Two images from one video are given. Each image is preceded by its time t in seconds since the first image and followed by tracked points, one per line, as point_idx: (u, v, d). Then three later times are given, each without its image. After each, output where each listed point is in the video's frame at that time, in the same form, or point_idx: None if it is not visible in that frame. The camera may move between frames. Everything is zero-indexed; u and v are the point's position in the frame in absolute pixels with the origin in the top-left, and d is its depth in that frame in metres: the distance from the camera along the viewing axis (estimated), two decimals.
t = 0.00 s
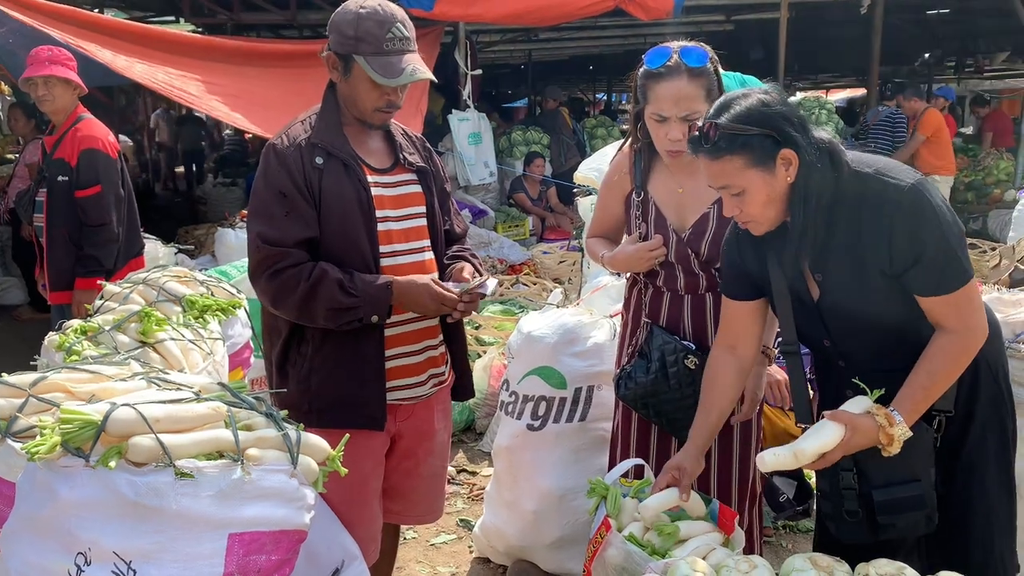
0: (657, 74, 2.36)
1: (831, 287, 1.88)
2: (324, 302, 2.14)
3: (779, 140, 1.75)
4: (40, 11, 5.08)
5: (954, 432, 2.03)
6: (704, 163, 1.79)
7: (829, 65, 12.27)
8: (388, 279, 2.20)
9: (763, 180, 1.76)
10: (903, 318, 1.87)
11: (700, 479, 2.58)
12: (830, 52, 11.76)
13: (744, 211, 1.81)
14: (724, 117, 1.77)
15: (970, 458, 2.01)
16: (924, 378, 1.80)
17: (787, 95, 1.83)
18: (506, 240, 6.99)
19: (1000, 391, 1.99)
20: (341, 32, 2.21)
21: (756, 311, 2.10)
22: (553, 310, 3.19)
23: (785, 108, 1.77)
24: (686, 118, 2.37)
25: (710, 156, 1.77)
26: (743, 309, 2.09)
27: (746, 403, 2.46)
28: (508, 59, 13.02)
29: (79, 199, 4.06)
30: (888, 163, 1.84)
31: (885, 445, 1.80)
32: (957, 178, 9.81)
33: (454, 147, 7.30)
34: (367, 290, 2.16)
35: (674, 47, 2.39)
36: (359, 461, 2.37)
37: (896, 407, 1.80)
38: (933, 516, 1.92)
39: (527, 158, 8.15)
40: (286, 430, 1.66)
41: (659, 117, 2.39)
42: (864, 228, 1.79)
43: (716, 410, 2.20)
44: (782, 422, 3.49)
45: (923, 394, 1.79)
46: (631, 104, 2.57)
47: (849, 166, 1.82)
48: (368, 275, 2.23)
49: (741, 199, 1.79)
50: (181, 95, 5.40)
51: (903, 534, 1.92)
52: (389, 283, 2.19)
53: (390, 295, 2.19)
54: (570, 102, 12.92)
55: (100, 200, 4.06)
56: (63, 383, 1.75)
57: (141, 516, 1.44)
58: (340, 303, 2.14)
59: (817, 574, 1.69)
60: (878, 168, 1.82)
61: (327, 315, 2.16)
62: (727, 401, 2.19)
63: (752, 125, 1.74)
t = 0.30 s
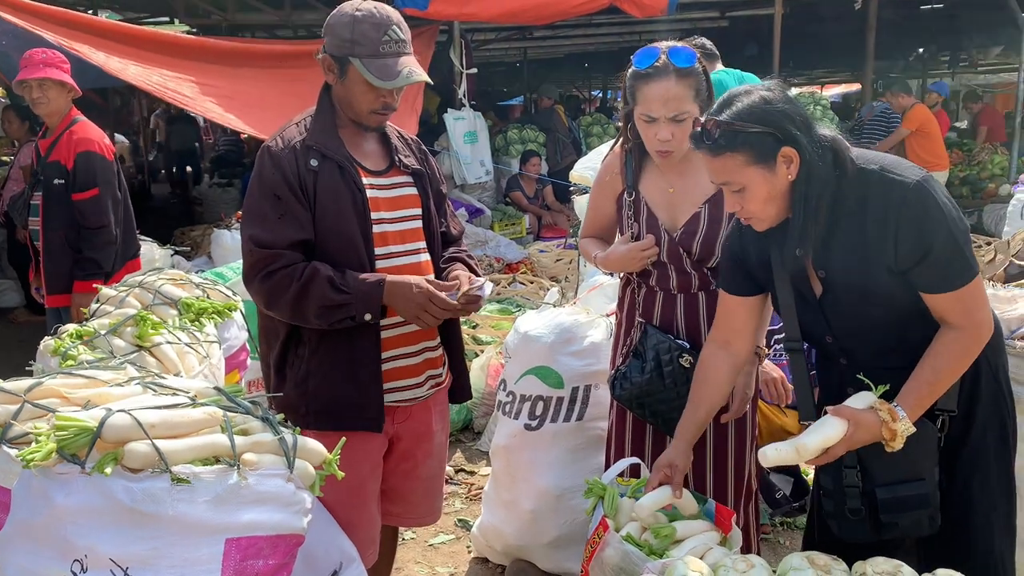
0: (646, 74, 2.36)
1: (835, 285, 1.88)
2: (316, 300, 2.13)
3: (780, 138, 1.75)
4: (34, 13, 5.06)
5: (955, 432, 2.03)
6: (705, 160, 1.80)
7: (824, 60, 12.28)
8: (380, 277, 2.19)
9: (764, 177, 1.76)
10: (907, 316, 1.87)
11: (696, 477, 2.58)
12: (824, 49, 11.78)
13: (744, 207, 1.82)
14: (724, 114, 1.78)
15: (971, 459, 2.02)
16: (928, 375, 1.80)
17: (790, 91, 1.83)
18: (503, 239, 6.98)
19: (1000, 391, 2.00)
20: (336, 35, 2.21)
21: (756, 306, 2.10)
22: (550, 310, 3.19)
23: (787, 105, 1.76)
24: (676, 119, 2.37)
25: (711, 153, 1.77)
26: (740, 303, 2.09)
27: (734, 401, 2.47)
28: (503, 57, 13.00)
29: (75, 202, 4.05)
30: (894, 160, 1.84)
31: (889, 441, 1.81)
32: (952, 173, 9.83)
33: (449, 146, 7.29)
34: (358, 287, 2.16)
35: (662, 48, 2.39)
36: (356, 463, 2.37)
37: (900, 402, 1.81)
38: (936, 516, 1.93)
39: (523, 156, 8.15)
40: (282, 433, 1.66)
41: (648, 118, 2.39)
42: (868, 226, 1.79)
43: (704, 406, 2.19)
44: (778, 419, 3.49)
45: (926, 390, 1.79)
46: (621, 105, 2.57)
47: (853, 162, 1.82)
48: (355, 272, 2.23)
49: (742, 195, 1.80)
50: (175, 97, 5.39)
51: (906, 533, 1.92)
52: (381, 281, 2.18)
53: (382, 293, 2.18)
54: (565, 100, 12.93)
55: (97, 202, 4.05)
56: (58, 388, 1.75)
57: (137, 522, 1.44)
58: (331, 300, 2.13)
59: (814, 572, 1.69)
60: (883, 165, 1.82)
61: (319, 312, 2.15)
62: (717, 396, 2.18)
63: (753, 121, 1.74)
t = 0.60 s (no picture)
0: (635, 77, 2.37)
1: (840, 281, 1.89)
2: (318, 303, 2.13)
3: (790, 131, 1.76)
4: (26, 17, 5.04)
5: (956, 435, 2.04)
6: (715, 149, 1.82)
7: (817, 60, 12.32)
8: (381, 277, 2.19)
9: (772, 168, 1.77)
10: (911, 314, 1.87)
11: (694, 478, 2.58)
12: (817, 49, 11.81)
13: (754, 198, 1.83)
14: (735, 104, 1.79)
15: (972, 462, 2.03)
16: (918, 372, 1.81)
17: (803, 85, 1.83)
18: (498, 240, 6.97)
19: (1004, 395, 2.01)
20: (332, 37, 2.21)
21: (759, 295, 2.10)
22: (546, 311, 3.20)
23: (799, 98, 1.77)
24: (665, 121, 2.37)
25: (721, 143, 1.79)
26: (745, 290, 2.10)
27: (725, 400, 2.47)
28: (497, 58, 13.01)
29: (70, 205, 4.04)
30: (904, 158, 1.84)
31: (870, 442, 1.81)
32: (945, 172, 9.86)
33: (444, 148, 7.29)
34: (360, 289, 2.16)
35: (651, 50, 2.39)
36: (354, 465, 2.37)
37: (883, 404, 1.82)
38: (930, 519, 1.93)
39: (517, 158, 8.15)
40: (279, 437, 1.66)
41: (637, 120, 2.40)
42: (871, 222, 1.80)
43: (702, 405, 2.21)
44: (774, 418, 3.49)
45: (912, 394, 1.81)
46: (610, 107, 2.57)
47: (862, 158, 1.83)
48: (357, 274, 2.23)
49: (749, 186, 1.81)
50: (169, 100, 5.38)
51: (900, 533, 1.93)
52: (382, 281, 2.18)
53: (384, 293, 2.17)
54: (559, 101, 12.94)
55: (91, 206, 4.04)
56: (54, 393, 1.75)
57: (135, 526, 1.44)
58: (334, 303, 2.13)
59: (811, 571, 1.70)
60: (893, 163, 1.82)
61: (322, 315, 2.15)
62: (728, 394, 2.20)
63: (763, 112, 1.75)
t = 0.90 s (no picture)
0: (627, 81, 2.37)
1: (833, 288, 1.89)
2: (312, 310, 2.13)
3: (791, 135, 1.77)
4: (19, 22, 5.03)
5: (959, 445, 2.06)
6: (715, 153, 1.83)
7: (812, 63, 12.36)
8: (375, 283, 2.19)
9: (772, 172, 1.79)
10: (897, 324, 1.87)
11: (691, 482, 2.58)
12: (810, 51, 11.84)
13: (753, 202, 1.85)
14: (735, 108, 1.80)
15: (978, 470, 2.03)
16: (883, 379, 1.81)
17: (803, 89, 1.84)
18: (494, 244, 6.97)
19: (1009, 402, 2.02)
20: (328, 43, 2.21)
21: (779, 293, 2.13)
22: (541, 315, 3.19)
23: (799, 102, 1.78)
24: (658, 125, 2.37)
25: (720, 147, 1.80)
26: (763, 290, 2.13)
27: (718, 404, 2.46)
28: (492, 62, 13.03)
29: (63, 211, 4.02)
30: (899, 166, 1.83)
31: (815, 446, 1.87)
32: (939, 174, 9.89)
33: (439, 152, 7.29)
34: (354, 295, 2.15)
35: (643, 54, 2.39)
36: (352, 470, 2.36)
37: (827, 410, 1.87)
38: (931, 528, 1.91)
39: (512, 162, 8.16)
40: (275, 444, 1.66)
41: (630, 125, 2.40)
42: (857, 229, 1.79)
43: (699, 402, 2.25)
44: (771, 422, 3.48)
45: (859, 406, 1.84)
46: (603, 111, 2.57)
47: (858, 164, 1.83)
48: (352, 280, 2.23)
49: (750, 190, 1.83)
50: (164, 106, 5.37)
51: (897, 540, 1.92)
52: (376, 288, 2.18)
53: (378, 299, 2.17)
54: (553, 105, 12.95)
55: (85, 211, 4.03)
56: (48, 401, 1.74)
57: (128, 535, 1.43)
58: (327, 310, 2.12)
59: None
60: (886, 171, 1.81)
61: (316, 321, 2.15)
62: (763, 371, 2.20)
63: (762, 116, 1.76)
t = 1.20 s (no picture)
0: (621, 85, 2.37)
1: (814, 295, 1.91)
2: (307, 314, 2.13)
3: (776, 145, 1.77)
4: (14, 27, 5.02)
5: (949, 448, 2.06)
6: (700, 165, 1.81)
7: (807, 65, 12.40)
8: (369, 287, 2.19)
9: (759, 182, 1.78)
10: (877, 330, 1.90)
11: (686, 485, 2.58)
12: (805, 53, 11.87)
13: (739, 213, 1.84)
14: (720, 120, 1.79)
15: (969, 472, 2.04)
16: (842, 382, 1.84)
17: (785, 98, 1.85)
18: (490, 246, 6.98)
19: (999, 402, 2.04)
20: (325, 48, 2.21)
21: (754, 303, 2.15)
22: (538, 318, 3.20)
23: (782, 112, 1.78)
24: (651, 128, 2.38)
25: (707, 159, 1.79)
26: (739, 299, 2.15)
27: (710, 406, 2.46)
28: (488, 65, 13.04)
29: (59, 216, 4.02)
30: (876, 174, 1.84)
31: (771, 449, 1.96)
32: (935, 175, 9.92)
33: (435, 155, 7.29)
34: (348, 299, 2.15)
35: (635, 58, 2.39)
36: (349, 474, 2.36)
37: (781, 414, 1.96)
38: (924, 532, 1.93)
39: (509, 164, 8.17)
40: (272, 448, 1.66)
41: (623, 128, 2.40)
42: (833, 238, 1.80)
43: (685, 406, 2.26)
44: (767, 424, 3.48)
45: (812, 408, 1.89)
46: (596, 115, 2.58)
47: (837, 173, 1.84)
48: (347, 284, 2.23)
49: (736, 202, 1.82)
50: (159, 110, 5.36)
51: (890, 545, 1.93)
52: (370, 291, 2.18)
53: (372, 303, 2.17)
54: (549, 107, 12.96)
55: (81, 216, 4.03)
56: (44, 407, 1.74)
57: (126, 541, 1.43)
58: (322, 314, 2.13)
59: None
60: (863, 179, 1.82)
61: (311, 325, 2.15)
62: (712, 381, 2.24)
63: (749, 128, 1.76)
